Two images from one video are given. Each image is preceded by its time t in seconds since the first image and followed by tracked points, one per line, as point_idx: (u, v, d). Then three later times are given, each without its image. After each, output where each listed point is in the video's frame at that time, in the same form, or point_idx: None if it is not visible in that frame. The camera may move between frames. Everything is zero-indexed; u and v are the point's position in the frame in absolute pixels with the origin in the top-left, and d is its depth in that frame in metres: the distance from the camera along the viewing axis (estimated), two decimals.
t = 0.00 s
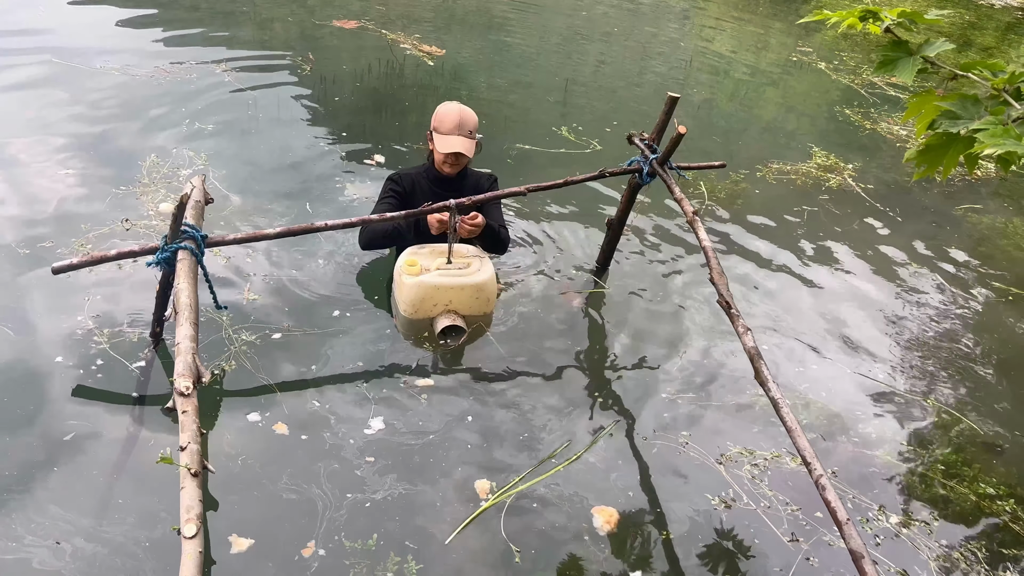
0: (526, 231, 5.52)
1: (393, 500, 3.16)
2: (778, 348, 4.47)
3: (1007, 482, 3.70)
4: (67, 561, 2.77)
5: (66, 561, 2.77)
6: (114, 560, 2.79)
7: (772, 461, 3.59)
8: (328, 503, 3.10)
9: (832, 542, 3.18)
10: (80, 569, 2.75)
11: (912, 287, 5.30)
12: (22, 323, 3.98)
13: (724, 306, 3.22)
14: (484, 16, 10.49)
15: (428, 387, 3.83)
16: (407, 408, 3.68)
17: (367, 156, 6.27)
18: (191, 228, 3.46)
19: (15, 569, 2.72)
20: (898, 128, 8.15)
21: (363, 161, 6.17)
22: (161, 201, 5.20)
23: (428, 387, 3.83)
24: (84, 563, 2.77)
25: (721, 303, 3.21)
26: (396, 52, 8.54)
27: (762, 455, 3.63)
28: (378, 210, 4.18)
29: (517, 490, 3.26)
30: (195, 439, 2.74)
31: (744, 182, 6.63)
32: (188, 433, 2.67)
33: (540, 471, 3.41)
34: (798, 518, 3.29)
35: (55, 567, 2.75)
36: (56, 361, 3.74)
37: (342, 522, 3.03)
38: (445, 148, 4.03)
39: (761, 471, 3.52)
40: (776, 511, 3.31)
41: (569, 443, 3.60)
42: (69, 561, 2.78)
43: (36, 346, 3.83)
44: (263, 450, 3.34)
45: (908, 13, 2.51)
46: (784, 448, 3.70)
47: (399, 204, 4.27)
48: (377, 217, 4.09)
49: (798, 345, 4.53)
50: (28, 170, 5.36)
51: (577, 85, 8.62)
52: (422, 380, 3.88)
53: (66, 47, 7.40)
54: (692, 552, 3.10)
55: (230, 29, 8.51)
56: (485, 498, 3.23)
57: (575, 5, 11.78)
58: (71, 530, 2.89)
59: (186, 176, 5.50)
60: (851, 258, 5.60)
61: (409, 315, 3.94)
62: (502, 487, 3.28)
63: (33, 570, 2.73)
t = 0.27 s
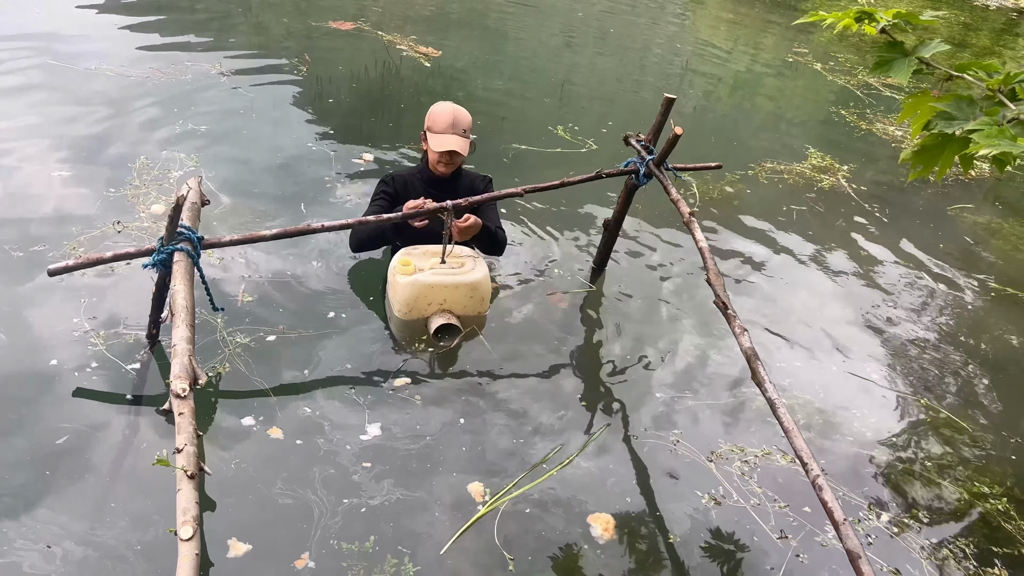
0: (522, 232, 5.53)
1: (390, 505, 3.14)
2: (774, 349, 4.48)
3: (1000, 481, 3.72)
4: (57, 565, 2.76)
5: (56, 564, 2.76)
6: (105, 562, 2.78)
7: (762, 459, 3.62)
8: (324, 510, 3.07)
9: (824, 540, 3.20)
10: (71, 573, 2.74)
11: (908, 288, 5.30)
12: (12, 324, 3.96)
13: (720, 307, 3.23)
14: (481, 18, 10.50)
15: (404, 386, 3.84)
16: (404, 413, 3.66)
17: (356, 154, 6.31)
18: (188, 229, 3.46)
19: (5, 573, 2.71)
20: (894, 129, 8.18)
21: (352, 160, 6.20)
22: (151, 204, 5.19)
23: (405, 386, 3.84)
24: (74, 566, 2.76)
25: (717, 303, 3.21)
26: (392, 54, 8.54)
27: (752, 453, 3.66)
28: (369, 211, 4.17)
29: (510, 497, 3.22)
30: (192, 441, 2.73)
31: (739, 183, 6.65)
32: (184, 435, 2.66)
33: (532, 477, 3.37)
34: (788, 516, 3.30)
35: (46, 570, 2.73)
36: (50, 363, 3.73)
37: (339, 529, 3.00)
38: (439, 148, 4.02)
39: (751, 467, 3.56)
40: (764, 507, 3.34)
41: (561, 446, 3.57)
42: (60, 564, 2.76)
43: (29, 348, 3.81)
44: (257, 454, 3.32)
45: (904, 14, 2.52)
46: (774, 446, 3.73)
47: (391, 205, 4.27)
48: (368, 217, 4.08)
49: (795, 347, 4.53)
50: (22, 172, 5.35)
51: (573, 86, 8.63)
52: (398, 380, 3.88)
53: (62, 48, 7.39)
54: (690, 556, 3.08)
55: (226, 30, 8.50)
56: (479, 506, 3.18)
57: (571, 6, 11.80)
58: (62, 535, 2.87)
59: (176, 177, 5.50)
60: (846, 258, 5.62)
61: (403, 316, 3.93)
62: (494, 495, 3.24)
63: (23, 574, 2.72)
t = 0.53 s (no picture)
0: (519, 233, 5.53)
1: (386, 511, 3.12)
2: (769, 350, 4.47)
3: (994, 480, 3.72)
4: (49, 568, 2.75)
5: (48, 568, 2.75)
6: (97, 565, 2.77)
7: (752, 456, 3.64)
8: (320, 517, 3.05)
9: (815, 535, 3.22)
10: None
11: (904, 289, 5.30)
12: (1, 328, 3.93)
13: (716, 309, 3.22)
14: (477, 19, 10.51)
15: (383, 388, 3.83)
16: (400, 417, 3.64)
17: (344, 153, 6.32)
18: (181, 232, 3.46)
19: None
20: (889, 130, 8.20)
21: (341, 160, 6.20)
22: (143, 206, 5.16)
23: (383, 387, 3.83)
24: (66, 569, 2.75)
25: (713, 305, 3.20)
26: (388, 55, 8.54)
27: (743, 451, 3.67)
28: (360, 213, 4.16)
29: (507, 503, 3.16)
30: (186, 443, 2.72)
31: (735, 184, 6.66)
32: (179, 437, 2.65)
33: (524, 484, 3.33)
34: (780, 515, 3.30)
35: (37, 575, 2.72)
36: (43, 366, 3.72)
37: (334, 533, 2.99)
38: (434, 149, 4.02)
39: (741, 465, 3.57)
40: (753, 504, 3.34)
41: (551, 452, 3.54)
42: (51, 568, 2.75)
43: (21, 351, 3.80)
44: (252, 459, 3.30)
45: (898, 15, 2.52)
46: (764, 444, 3.74)
47: (382, 207, 4.26)
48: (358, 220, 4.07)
49: (791, 348, 4.52)
50: (16, 173, 5.32)
51: (569, 88, 8.64)
52: (377, 382, 3.87)
53: (58, 50, 7.37)
54: (688, 561, 3.07)
55: (221, 32, 8.49)
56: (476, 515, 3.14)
57: (567, 8, 11.81)
58: (55, 538, 2.86)
59: (167, 179, 5.48)
60: (842, 258, 5.62)
61: (397, 319, 3.92)
62: (489, 504, 3.19)
63: None
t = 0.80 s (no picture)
0: (516, 235, 5.53)
1: (383, 516, 3.09)
2: (767, 352, 4.47)
3: (989, 480, 3.73)
4: (41, 572, 2.74)
5: (40, 571, 2.74)
6: (89, 568, 2.76)
7: (742, 454, 3.65)
8: (317, 523, 3.02)
9: (807, 534, 3.23)
10: None
11: (901, 290, 5.31)
12: None
13: (713, 309, 3.22)
14: (475, 20, 10.52)
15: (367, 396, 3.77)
16: (397, 422, 3.61)
17: (337, 152, 6.34)
18: (178, 232, 3.44)
19: None
20: (886, 131, 8.22)
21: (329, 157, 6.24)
22: (136, 207, 5.15)
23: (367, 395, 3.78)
24: (58, 572, 2.74)
25: (711, 305, 3.20)
26: (386, 56, 8.55)
27: (733, 449, 3.69)
28: (353, 215, 4.17)
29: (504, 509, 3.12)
30: (183, 445, 2.71)
31: (732, 185, 6.67)
32: (176, 438, 2.64)
33: (518, 491, 3.31)
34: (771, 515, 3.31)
35: None
36: (38, 368, 3.71)
37: (331, 537, 2.97)
38: (431, 150, 4.02)
39: (730, 463, 3.59)
40: (742, 502, 3.35)
41: (544, 457, 3.51)
42: (43, 571, 2.74)
43: (16, 352, 3.79)
44: (247, 464, 3.27)
45: (895, 17, 2.52)
46: (755, 442, 3.76)
47: (376, 208, 4.27)
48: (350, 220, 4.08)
49: (788, 350, 4.52)
50: (11, 174, 5.32)
51: (567, 89, 8.65)
52: (360, 390, 3.81)
53: (54, 52, 7.35)
54: (687, 566, 3.05)
55: (218, 33, 8.49)
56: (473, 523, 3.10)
57: (564, 9, 11.83)
58: (47, 542, 2.84)
59: (159, 181, 5.47)
60: (838, 259, 5.63)
61: (394, 320, 3.93)
62: (485, 511, 3.15)
63: None
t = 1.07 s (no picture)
0: (514, 236, 5.53)
1: (381, 521, 3.07)
2: (765, 354, 4.47)
3: (985, 479, 3.73)
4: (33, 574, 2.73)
5: (33, 574, 2.73)
6: (83, 571, 2.75)
7: (734, 452, 3.68)
8: (313, 529, 3.00)
9: (800, 532, 3.24)
10: None
11: (899, 291, 5.31)
12: None
13: (711, 310, 3.23)
14: (473, 21, 10.53)
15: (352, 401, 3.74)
16: (395, 426, 3.59)
17: (335, 153, 6.34)
18: (176, 233, 3.44)
19: None
20: (884, 132, 8.23)
21: (323, 157, 6.25)
22: (129, 207, 5.16)
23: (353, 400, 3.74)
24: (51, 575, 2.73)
25: (708, 306, 3.21)
26: (384, 57, 8.55)
27: (725, 447, 3.71)
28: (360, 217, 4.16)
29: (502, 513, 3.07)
30: (181, 446, 2.70)
31: (729, 186, 6.68)
32: (173, 440, 2.64)
33: (513, 498, 3.27)
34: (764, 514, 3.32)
35: None
36: (33, 369, 3.70)
37: (328, 541, 2.95)
38: (424, 152, 4.01)
39: (722, 460, 3.61)
40: (732, 499, 3.37)
41: (539, 462, 3.48)
42: (35, 574, 2.73)
43: (11, 354, 3.79)
44: (243, 468, 3.25)
45: (892, 17, 2.53)
46: (747, 440, 3.78)
47: (380, 210, 4.26)
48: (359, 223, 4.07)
49: (786, 352, 4.52)
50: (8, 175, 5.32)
51: (565, 90, 8.65)
52: (345, 395, 3.77)
53: (50, 53, 7.33)
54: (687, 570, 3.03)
55: (216, 34, 8.50)
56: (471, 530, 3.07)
57: (563, 10, 11.85)
58: (41, 545, 2.83)
59: (152, 181, 5.47)
60: (836, 260, 5.64)
61: (390, 322, 3.94)
62: (481, 518, 3.12)
63: None
